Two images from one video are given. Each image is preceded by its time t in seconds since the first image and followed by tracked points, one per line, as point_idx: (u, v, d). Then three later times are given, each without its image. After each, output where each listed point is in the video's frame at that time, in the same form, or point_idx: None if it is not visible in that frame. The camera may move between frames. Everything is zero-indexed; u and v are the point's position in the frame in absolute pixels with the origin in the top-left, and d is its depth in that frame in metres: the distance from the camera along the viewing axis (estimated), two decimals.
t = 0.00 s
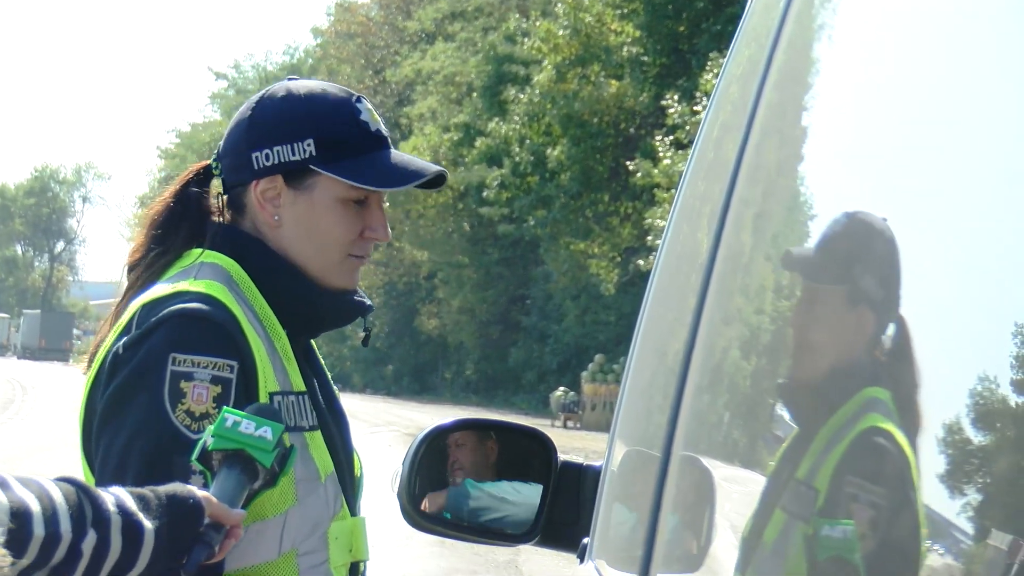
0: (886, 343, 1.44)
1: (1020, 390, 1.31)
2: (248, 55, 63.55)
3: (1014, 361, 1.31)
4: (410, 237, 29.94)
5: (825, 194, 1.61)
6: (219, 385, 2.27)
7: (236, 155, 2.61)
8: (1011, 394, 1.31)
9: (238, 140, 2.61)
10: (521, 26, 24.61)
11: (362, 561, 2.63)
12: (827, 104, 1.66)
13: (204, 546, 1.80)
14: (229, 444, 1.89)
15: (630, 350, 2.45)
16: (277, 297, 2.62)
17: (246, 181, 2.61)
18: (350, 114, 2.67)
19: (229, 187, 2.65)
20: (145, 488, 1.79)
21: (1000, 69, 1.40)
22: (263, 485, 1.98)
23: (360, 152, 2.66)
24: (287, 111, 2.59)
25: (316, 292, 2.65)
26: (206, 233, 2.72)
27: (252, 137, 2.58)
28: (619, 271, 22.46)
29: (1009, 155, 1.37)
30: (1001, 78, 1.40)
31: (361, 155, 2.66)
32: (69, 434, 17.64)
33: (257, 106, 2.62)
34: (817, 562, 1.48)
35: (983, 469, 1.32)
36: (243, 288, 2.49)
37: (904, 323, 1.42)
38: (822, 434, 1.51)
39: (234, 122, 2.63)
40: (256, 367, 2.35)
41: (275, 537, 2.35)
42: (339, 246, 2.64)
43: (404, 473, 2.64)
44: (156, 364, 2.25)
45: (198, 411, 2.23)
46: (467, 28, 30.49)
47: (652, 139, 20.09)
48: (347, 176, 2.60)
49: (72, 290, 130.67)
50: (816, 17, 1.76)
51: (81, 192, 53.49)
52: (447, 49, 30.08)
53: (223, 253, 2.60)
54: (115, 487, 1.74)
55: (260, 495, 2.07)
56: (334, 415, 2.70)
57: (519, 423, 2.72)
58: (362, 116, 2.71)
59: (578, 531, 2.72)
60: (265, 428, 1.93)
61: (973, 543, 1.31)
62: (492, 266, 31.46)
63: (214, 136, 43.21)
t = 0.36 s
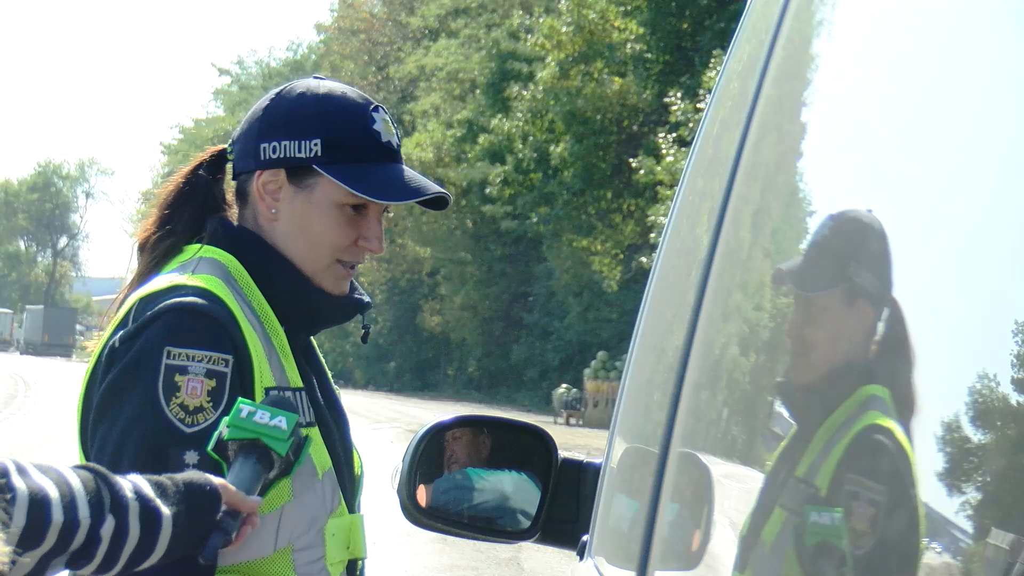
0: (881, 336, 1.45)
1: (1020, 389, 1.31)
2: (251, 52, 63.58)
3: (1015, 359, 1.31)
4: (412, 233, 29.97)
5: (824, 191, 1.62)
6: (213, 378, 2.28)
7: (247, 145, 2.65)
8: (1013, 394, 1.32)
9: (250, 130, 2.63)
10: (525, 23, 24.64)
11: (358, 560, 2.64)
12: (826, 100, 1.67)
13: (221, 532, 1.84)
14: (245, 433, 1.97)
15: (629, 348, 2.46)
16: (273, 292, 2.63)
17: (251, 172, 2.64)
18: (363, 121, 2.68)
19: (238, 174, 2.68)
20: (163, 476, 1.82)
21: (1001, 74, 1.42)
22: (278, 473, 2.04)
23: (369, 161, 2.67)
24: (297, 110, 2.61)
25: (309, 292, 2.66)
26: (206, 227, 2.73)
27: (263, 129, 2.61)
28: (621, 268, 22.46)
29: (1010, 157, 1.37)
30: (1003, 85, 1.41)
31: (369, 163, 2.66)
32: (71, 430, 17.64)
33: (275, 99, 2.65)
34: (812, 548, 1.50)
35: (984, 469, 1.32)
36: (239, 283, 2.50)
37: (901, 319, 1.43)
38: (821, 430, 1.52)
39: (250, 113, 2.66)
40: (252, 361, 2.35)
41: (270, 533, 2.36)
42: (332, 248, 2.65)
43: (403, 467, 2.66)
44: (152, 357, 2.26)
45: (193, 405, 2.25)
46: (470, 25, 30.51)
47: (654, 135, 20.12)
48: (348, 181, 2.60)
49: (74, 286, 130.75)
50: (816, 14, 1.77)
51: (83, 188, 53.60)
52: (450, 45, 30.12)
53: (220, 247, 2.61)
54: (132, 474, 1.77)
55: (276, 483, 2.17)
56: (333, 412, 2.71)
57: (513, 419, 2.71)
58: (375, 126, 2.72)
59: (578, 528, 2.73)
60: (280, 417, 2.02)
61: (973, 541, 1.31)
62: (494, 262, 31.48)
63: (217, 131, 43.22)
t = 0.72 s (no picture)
0: (878, 331, 1.45)
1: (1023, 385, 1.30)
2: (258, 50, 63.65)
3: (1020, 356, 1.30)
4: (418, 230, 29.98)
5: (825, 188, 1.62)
6: (212, 376, 2.28)
7: (262, 144, 2.64)
8: (1015, 391, 1.30)
9: (266, 129, 2.63)
10: (531, 20, 24.65)
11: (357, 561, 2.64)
12: (828, 96, 1.67)
13: (220, 514, 1.85)
14: (246, 416, 1.95)
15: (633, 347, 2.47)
16: (281, 290, 2.63)
17: (267, 172, 2.65)
18: (382, 120, 2.68)
19: (251, 173, 2.69)
20: (163, 459, 1.84)
21: (1001, 75, 1.40)
22: (279, 456, 2.04)
23: (388, 163, 2.67)
24: (315, 110, 2.61)
25: (319, 292, 2.66)
26: (218, 224, 2.74)
27: (280, 127, 2.61)
28: (627, 265, 22.44)
29: (1014, 156, 1.36)
30: (1003, 88, 1.39)
31: (386, 165, 2.66)
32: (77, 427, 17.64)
33: (292, 97, 2.64)
34: (815, 536, 1.50)
35: (986, 466, 1.31)
36: (246, 281, 2.50)
37: (901, 317, 1.42)
38: (822, 426, 1.51)
39: (266, 111, 2.66)
40: (252, 358, 2.36)
41: (264, 533, 2.38)
42: (347, 250, 2.66)
43: (406, 466, 2.66)
44: (153, 352, 2.27)
45: (191, 402, 2.25)
46: (476, 23, 30.52)
47: (660, 132, 20.11)
48: (368, 181, 2.61)
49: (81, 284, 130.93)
50: (817, 10, 1.77)
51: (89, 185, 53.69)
52: (456, 43, 30.13)
53: (228, 245, 2.62)
54: (134, 455, 1.79)
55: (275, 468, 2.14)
56: (338, 411, 2.73)
57: (516, 416, 2.70)
58: (392, 127, 2.71)
59: (581, 526, 2.76)
60: (282, 401, 2.00)
61: (974, 539, 1.30)
62: (500, 260, 31.50)
63: (223, 129, 43.27)
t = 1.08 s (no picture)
0: (873, 327, 1.46)
1: (1020, 384, 1.30)
2: (252, 46, 63.54)
3: (1014, 353, 1.30)
4: (414, 227, 30.00)
5: (818, 184, 1.63)
6: (211, 372, 2.29)
7: (258, 140, 2.64)
8: (1012, 388, 1.31)
9: (262, 125, 2.63)
10: (526, 16, 24.65)
11: (352, 557, 2.64)
12: (823, 90, 1.67)
13: (215, 506, 1.84)
14: (239, 408, 1.94)
15: (626, 344, 2.47)
16: (277, 286, 2.64)
17: (263, 166, 2.64)
18: (379, 117, 2.69)
19: (246, 169, 2.68)
20: (157, 451, 1.83)
21: (1001, 76, 1.40)
22: (272, 447, 2.03)
23: (386, 160, 2.68)
24: (313, 106, 2.61)
25: (315, 289, 2.67)
26: (212, 220, 2.74)
27: (277, 123, 2.60)
28: (622, 261, 22.51)
29: (1012, 158, 1.36)
30: (1002, 88, 1.40)
31: (384, 161, 2.67)
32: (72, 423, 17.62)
33: (288, 93, 2.64)
34: (811, 527, 1.51)
35: (983, 463, 1.31)
36: (242, 279, 2.51)
37: (898, 316, 1.43)
38: (816, 424, 1.52)
39: (262, 105, 2.66)
40: (250, 352, 2.36)
41: (260, 530, 2.39)
42: (345, 246, 2.67)
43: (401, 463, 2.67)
44: (151, 348, 2.28)
45: (189, 399, 2.25)
46: (472, 19, 30.50)
47: (656, 129, 20.12)
48: (365, 179, 2.61)
49: (75, 280, 130.75)
50: (812, 7, 1.78)
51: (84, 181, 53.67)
52: (451, 39, 30.11)
53: (225, 241, 2.62)
54: (129, 449, 1.79)
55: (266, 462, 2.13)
56: (332, 408, 2.73)
57: (513, 414, 2.71)
58: (389, 124, 2.72)
59: (577, 522, 2.75)
60: (275, 392, 1.98)
61: (969, 535, 1.31)
62: (496, 256, 31.51)
63: (219, 125, 43.20)
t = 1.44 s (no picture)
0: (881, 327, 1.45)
1: None
2: (258, 43, 63.61)
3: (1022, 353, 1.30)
4: (420, 224, 30.01)
5: (824, 181, 1.62)
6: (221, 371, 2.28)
7: (236, 156, 2.58)
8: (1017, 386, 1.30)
9: (235, 137, 2.57)
10: (532, 13, 24.64)
11: (361, 547, 2.64)
12: (828, 87, 1.67)
13: (211, 496, 1.82)
14: (234, 397, 1.95)
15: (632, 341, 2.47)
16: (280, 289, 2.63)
17: (251, 185, 2.61)
18: (348, 101, 2.65)
19: (227, 184, 2.64)
20: (154, 443, 1.82)
21: (1001, 76, 1.40)
22: (268, 438, 2.02)
23: (363, 148, 2.67)
24: (286, 112, 2.56)
25: (316, 288, 2.67)
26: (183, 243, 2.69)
27: (255, 139, 2.55)
28: (628, 258, 22.53)
29: (1011, 159, 1.36)
30: (1003, 88, 1.39)
31: (366, 149, 2.67)
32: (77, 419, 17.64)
33: (253, 96, 2.57)
34: (825, 522, 1.49)
35: (989, 459, 1.31)
36: (241, 274, 2.50)
37: (921, 316, 1.41)
38: (828, 423, 1.51)
39: (231, 114, 2.58)
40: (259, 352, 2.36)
41: (275, 521, 2.38)
42: (349, 237, 2.69)
43: (407, 459, 2.68)
44: (160, 350, 2.27)
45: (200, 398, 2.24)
46: (477, 15, 30.49)
47: (661, 126, 20.09)
48: (357, 176, 2.64)
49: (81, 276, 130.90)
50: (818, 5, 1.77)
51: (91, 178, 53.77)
52: (456, 36, 30.13)
53: (222, 242, 2.61)
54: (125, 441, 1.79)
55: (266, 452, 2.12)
56: (332, 402, 2.72)
57: (517, 412, 2.71)
58: (356, 101, 2.68)
59: (583, 520, 2.73)
60: (269, 380, 1.99)
61: (976, 532, 1.30)
62: (501, 254, 31.51)
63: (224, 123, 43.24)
